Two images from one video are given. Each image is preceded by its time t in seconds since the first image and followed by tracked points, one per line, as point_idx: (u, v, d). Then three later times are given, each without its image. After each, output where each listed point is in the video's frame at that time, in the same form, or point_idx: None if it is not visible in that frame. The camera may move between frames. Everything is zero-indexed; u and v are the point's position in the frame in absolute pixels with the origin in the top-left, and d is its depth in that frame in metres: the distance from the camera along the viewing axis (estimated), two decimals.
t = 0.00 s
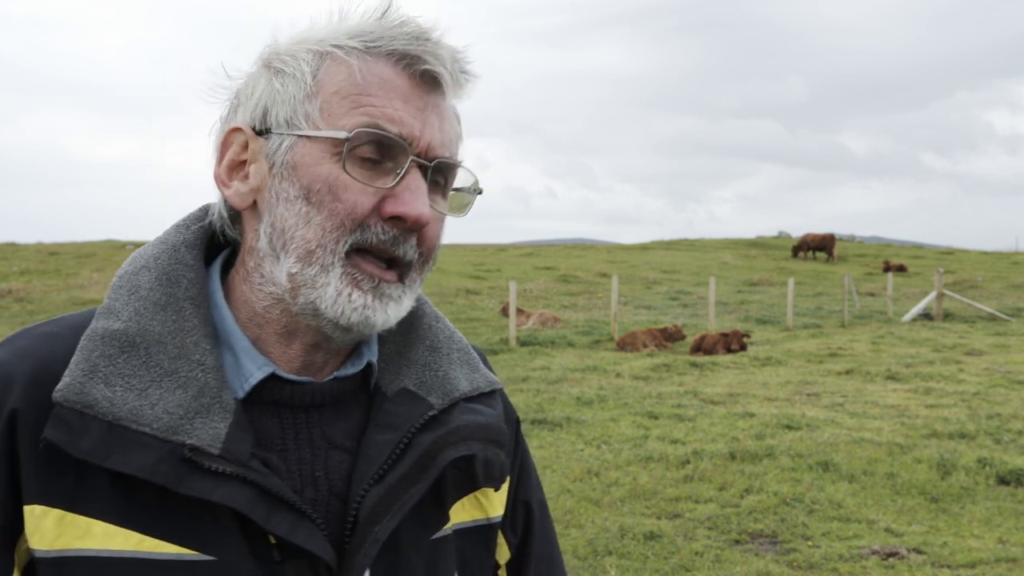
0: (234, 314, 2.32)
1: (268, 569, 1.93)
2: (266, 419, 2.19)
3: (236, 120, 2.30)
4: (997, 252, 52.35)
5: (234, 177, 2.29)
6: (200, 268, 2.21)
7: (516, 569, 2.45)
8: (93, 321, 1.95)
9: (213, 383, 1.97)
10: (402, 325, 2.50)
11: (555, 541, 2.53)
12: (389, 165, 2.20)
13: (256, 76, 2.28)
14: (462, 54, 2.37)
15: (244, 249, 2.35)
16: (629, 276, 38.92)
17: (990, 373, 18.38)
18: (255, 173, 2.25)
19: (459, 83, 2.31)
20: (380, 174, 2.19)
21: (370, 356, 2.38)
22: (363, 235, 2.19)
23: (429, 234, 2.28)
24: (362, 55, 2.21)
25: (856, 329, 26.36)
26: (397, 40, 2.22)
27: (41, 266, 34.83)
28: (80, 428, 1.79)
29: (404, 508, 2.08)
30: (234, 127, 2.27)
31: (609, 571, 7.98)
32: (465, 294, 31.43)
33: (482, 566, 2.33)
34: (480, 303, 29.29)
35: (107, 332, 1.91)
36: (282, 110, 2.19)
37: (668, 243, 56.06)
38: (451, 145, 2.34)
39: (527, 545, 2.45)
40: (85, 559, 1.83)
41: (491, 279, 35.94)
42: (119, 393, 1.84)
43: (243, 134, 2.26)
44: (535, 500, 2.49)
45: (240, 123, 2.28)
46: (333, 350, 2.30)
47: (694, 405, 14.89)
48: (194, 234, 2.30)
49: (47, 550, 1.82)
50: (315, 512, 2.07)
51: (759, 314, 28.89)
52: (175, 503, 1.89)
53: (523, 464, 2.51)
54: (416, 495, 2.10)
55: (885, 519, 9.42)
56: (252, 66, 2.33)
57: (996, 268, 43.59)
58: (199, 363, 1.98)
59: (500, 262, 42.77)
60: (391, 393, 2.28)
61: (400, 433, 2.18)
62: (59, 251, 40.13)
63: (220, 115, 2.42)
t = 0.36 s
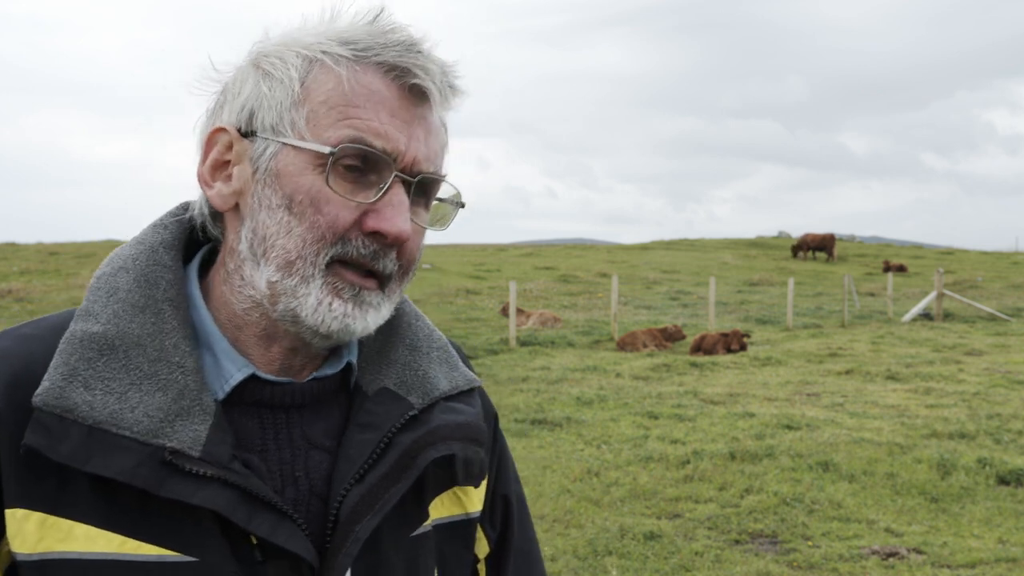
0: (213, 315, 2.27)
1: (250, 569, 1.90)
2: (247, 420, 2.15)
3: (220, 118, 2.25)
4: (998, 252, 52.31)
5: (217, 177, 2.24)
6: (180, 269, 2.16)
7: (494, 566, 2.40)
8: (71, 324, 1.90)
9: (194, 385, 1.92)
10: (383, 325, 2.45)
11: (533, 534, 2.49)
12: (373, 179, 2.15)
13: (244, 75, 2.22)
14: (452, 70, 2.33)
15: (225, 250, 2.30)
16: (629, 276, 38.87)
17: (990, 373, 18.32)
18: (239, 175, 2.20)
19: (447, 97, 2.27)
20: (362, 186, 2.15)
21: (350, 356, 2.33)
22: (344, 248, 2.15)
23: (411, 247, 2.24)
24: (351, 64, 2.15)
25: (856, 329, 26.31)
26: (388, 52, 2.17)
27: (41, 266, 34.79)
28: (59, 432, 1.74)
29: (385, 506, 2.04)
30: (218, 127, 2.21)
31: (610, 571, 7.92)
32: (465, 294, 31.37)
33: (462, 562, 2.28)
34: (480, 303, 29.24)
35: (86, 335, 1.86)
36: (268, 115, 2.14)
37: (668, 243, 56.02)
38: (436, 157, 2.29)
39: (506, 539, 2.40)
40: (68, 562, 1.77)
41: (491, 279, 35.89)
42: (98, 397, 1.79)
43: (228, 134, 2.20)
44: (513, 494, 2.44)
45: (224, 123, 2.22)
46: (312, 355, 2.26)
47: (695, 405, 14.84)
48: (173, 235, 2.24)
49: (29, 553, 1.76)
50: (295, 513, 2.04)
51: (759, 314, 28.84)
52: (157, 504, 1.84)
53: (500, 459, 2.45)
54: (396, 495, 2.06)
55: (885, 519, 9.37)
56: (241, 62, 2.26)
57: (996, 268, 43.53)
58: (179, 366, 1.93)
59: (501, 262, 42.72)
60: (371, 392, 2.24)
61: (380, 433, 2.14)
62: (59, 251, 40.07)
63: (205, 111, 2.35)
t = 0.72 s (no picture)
0: (193, 316, 2.28)
1: (237, 569, 1.90)
2: (230, 421, 2.15)
3: (202, 118, 2.25)
4: (998, 252, 52.33)
5: (197, 178, 2.24)
6: (160, 272, 2.16)
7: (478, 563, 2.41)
8: (52, 329, 1.90)
9: (176, 388, 1.93)
10: (365, 324, 2.46)
11: (515, 530, 2.50)
12: (353, 185, 2.16)
13: (226, 75, 2.22)
14: (434, 76, 2.33)
15: (205, 250, 2.31)
16: (630, 276, 38.88)
17: (990, 373, 18.32)
18: (219, 177, 2.20)
19: (428, 104, 2.27)
20: (342, 192, 2.15)
21: (332, 356, 2.34)
22: (324, 253, 2.16)
23: (391, 252, 2.25)
24: (333, 69, 2.15)
25: (856, 329, 26.31)
26: (370, 58, 2.18)
27: (41, 266, 34.79)
28: (42, 437, 1.75)
29: (370, 505, 2.05)
30: (199, 127, 2.21)
31: (610, 571, 7.93)
32: (465, 294, 31.37)
33: (447, 561, 2.29)
34: (481, 303, 29.24)
35: (67, 340, 1.87)
36: (250, 118, 2.14)
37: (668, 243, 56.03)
38: (417, 163, 2.30)
39: (488, 535, 2.41)
40: (54, 566, 1.78)
41: (491, 279, 35.88)
42: (81, 402, 1.79)
43: (209, 135, 2.20)
44: (494, 491, 2.45)
45: (205, 124, 2.22)
46: (293, 356, 2.27)
47: (695, 405, 14.84)
48: (152, 237, 2.25)
49: (14, 558, 1.77)
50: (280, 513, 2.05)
51: (759, 314, 28.84)
52: (141, 507, 1.85)
53: (481, 455, 2.46)
54: (380, 494, 2.07)
55: (884, 519, 9.37)
56: (223, 61, 2.26)
57: (996, 268, 43.52)
58: (161, 368, 1.94)
59: (501, 262, 42.72)
60: (354, 392, 2.25)
61: (364, 432, 2.15)
62: (60, 251, 40.07)
63: (187, 109, 2.35)
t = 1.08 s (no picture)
0: (184, 316, 2.28)
1: (234, 566, 1.89)
2: (223, 419, 2.14)
3: (189, 119, 2.24)
4: (998, 252, 52.38)
5: (185, 180, 2.23)
6: (150, 273, 2.15)
7: (475, 554, 2.40)
8: (44, 332, 1.89)
9: (168, 387, 1.92)
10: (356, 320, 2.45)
11: (512, 524, 2.49)
12: (339, 185, 2.14)
13: (212, 76, 2.22)
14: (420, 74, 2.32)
15: (194, 251, 2.30)
16: (630, 276, 38.86)
17: (990, 373, 18.30)
18: (207, 178, 2.20)
19: (414, 102, 2.26)
20: (328, 192, 2.14)
21: (324, 353, 2.33)
22: (310, 254, 2.15)
23: (378, 251, 2.24)
24: (318, 69, 2.15)
25: (856, 329, 26.30)
26: (354, 59, 2.16)
27: (41, 266, 34.77)
28: (35, 439, 1.74)
29: (364, 499, 2.04)
30: (186, 128, 2.20)
31: (610, 571, 7.91)
32: (465, 294, 31.35)
33: (444, 554, 2.28)
34: (481, 303, 29.22)
35: (59, 341, 1.86)
36: (236, 119, 2.14)
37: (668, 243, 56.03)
38: (404, 161, 2.28)
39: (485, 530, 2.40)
40: (51, 565, 1.77)
41: (491, 279, 35.87)
42: (73, 403, 1.78)
43: (196, 136, 2.19)
44: (490, 484, 2.44)
45: (193, 124, 2.21)
46: (284, 354, 2.26)
47: (695, 405, 14.83)
48: (142, 239, 2.24)
49: (11, 559, 1.76)
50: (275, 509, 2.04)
51: (759, 314, 28.83)
52: (136, 507, 1.84)
53: (476, 449, 2.45)
54: (374, 488, 2.05)
55: (884, 519, 9.36)
56: (210, 63, 2.26)
57: (996, 268, 43.51)
58: (152, 368, 1.93)
59: (501, 262, 42.71)
60: (346, 387, 2.24)
61: (357, 427, 2.13)
62: (60, 251, 40.05)
63: (175, 111, 2.34)
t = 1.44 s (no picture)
0: (194, 316, 2.30)
1: (241, 567, 1.91)
2: (231, 420, 2.17)
3: (196, 119, 2.27)
4: (998, 252, 52.41)
5: (193, 179, 2.26)
6: (159, 273, 2.17)
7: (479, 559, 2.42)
8: (54, 331, 1.92)
9: (177, 387, 1.94)
10: (365, 323, 2.47)
11: (517, 529, 2.51)
12: (347, 175, 2.17)
13: (217, 77, 2.24)
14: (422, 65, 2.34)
15: (204, 250, 2.32)
16: (630, 276, 38.89)
17: (990, 373, 18.32)
18: (215, 176, 2.22)
19: (417, 91, 2.28)
20: (336, 183, 2.17)
21: (331, 354, 2.35)
22: (321, 244, 2.17)
23: (386, 241, 2.26)
24: (321, 63, 2.17)
25: (856, 329, 26.32)
26: (355, 48, 2.18)
27: (41, 266, 34.80)
28: (44, 438, 1.76)
29: (371, 502, 2.06)
30: (193, 129, 2.23)
31: (610, 571, 7.94)
32: (465, 294, 31.38)
33: (450, 559, 2.29)
34: (481, 303, 29.24)
35: (69, 341, 1.88)
36: (241, 115, 2.16)
37: (668, 243, 56.07)
38: (408, 152, 2.31)
39: (489, 536, 2.42)
40: (58, 565, 1.79)
41: (492, 279, 35.89)
42: (82, 402, 1.80)
43: (203, 136, 2.22)
44: (494, 490, 2.46)
45: (199, 125, 2.24)
46: (294, 350, 2.28)
47: (695, 405, 14.85)
48: (152, 240, 2.26)
49: (19, 558, 1.78)
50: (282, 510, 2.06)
51: (759, 314, 28.85)
52: (144, 507, 1.86)
53: (483, 454, 2.47)
54: (381, 490, 2.08)
55: (884, 518, 9.38)
56: (214, 64, 2.28)
57: (996, 268, 43.52)
58: (161, 368, 1.95)
59: (501, 262, 42.73)
60: (355, 390, 2.26)
61: (364, 430, 2.16)
62: (61, 251, 40.08)
63: (181, 114, 2.37)
